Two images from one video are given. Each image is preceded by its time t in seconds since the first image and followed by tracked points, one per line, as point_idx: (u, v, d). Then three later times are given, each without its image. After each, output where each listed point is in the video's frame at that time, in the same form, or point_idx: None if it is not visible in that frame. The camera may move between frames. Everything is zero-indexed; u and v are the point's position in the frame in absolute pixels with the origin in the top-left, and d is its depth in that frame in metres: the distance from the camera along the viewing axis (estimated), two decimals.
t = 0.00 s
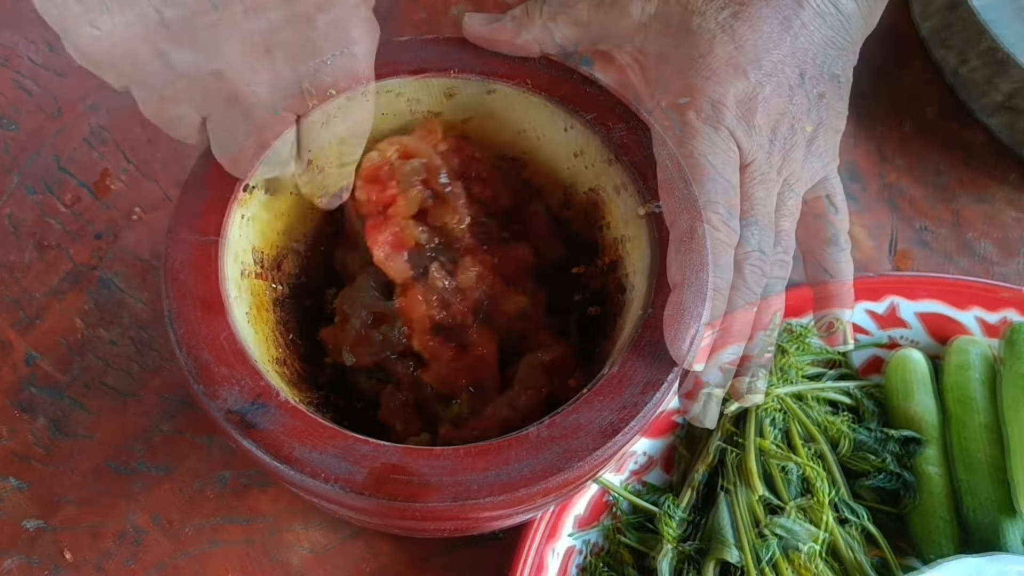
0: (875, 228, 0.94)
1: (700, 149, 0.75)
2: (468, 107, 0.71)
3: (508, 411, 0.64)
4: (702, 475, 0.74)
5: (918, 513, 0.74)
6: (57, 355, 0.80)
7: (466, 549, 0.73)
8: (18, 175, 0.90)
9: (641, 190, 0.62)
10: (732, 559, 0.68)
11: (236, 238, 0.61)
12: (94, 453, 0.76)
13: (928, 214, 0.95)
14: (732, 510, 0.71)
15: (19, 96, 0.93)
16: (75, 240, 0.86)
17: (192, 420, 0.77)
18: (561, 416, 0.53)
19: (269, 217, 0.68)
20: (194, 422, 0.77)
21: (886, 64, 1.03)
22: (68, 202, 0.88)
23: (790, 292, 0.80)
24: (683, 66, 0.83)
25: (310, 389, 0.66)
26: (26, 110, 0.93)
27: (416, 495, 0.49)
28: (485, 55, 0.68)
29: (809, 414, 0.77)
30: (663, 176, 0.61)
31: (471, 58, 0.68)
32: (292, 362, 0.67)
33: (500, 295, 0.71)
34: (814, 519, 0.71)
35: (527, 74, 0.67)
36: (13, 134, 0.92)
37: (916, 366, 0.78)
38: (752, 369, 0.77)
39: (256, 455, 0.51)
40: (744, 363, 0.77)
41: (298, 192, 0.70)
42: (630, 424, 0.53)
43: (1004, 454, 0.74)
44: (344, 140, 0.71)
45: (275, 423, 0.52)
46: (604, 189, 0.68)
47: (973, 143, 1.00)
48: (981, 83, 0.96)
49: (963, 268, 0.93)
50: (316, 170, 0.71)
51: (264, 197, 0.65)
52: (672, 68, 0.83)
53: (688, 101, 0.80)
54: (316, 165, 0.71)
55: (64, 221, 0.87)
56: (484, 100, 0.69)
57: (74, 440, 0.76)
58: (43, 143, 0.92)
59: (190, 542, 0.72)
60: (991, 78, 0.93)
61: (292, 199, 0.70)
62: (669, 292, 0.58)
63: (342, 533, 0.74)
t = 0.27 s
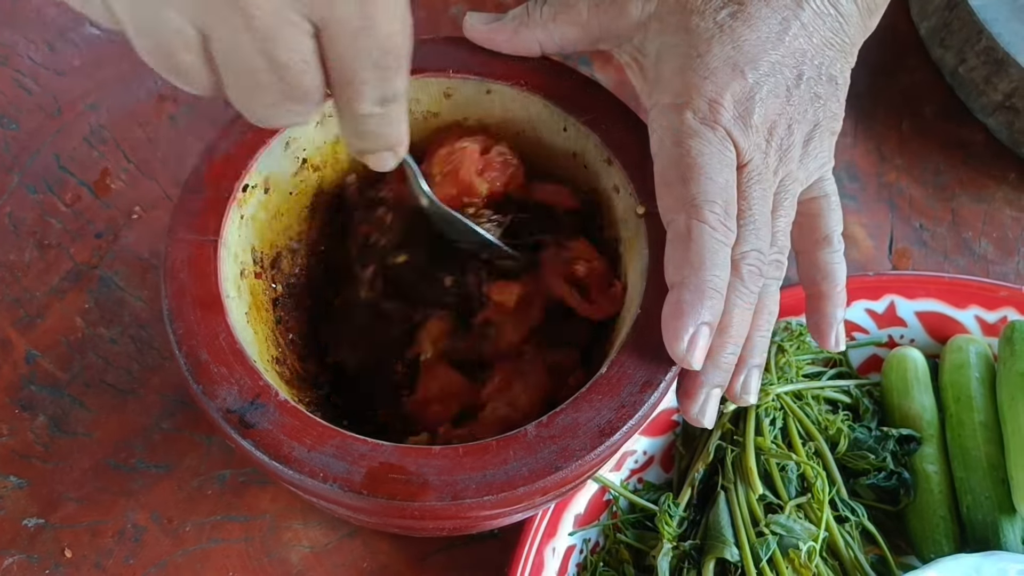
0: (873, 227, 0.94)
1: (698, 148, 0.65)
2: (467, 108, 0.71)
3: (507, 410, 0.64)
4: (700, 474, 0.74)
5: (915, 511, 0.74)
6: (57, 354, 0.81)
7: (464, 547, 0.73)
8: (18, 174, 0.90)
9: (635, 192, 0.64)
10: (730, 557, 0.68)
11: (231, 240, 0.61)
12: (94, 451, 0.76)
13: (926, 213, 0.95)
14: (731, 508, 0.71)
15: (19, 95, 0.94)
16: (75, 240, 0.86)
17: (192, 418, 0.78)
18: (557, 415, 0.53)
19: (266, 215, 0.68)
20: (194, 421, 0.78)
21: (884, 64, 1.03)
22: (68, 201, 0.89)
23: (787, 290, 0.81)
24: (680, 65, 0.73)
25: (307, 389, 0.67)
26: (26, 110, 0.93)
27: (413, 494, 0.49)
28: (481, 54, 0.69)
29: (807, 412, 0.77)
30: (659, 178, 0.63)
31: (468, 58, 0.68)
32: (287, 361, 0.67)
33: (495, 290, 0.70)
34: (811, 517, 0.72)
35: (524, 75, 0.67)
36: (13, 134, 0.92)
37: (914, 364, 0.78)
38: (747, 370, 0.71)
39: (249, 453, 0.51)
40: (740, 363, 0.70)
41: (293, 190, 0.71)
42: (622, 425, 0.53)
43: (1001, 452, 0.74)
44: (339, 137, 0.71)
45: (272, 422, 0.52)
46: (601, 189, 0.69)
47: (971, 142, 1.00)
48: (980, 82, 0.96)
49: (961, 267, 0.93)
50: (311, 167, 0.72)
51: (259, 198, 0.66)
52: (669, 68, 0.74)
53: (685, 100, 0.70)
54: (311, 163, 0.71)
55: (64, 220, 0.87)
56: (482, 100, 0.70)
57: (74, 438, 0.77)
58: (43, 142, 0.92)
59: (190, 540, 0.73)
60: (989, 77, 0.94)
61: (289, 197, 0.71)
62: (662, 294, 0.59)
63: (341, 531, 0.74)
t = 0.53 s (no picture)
0: (874, 227, 0.94)
1: (703, 146, 0.65)
2: (468, 106, 0.71)
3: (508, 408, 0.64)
4: (701, 473, 0.73)
5: (916, 510, 0.74)
6: (58, 353, 0.80)
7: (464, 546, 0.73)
8: (18, 173, 0.90)
9: (637, 193, 0.63)
10: (732, 557, 0.68)
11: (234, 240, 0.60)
12: (94, 451, 0.76)
13: (926, 213, 0.95)
14: (732, 508, 0.71)
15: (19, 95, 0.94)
16: (75, 239, 0.86)
17: (192, 418, 0.78)
18: (560, 415, 0.53)
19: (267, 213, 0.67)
20: (194, 420, 0.78)
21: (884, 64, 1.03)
22: (68, 201, 0.89)
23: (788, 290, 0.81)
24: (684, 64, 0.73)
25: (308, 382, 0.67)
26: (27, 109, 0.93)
27: (417, 493, 0.49)
28: (485, 54, 0.68)
29: (808, 412, 0.77)
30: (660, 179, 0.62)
31: (470, 57, 0.68)
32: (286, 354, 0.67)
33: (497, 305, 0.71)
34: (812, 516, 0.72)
35: (527, 75, 0.67)
36: (13, 133, 0.92)
37: (915, 364, 0.78)
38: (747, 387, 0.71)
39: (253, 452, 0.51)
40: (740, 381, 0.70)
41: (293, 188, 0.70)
42: (629, 423, 0.53)
43: (1002, 452, 0.74)
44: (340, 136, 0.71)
45: (275, 420, 0.52)
46: (602, 189, 0.68)
47: (972, 142, 1.00)
48: (980, 82, 0.96)
49: (961, 266, 0.93)
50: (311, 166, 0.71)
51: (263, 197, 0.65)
52: (673, 67, 0.74)
53: (689, 98, 0.70)
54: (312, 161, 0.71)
55: (64, 220, 0.87)
56: (483, 99, 0.69)
57: (74, 437, 0.77)
58: (43, 142, 0.92)
59: (190, 539, 0.73)
60: (989, 76, 0.94)
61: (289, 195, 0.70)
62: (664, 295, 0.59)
63: (341, 530, 0.74)
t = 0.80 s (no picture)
0: (874, 227, 0.94)
1: (703, 148, 0.64)
2: (470, 107, 0.70)
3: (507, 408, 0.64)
4: (701, 473, 0.73)
5: (916, 510, 0.74)
6: (58, 353, 0.80)
7: (464, 546, 0.73)
8: (18, 173, 0.90)
9: (638, 194, 0.63)
10: (732, 557, 0.68)
11: (234, 238, 0.60)
12: (94, 451, 0.76)
13: (927, 213, 0.95)
14: (732, 508, 0.71)
15: (19, 95, 0.94)
16: (75, 239, 0.86)
17: (192, 418, 0.78)
18: (559, 415, 0.53)
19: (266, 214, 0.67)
20: (194, 420, 0.78)
21: (885, 64, 1.03)
22: (68, 201, 0.88)
23: (787, 290, 0.82)
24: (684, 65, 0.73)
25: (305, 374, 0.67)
26: (26, 109, 0.93)
27: (415, 494, 0.49)
28: (486, 54, 0.68)
29: (809, 413, 0.77)
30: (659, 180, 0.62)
31: (471, 57, 0.67)
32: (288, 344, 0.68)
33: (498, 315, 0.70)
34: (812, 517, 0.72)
35: (528, 76, 0.67)
36: (13, 133, 0.92)
37: (916, 364, 0.78)
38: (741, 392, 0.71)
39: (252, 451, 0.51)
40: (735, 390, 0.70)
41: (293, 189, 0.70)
42: (626, 425, 0.53)
43: (1002, 452, 0.74)
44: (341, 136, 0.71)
45: (273, 420, 0.52)
46: (602, 190, 0.68)
47: (972, 142, 1.00)
48: (981, 82, 0.96)
49: (962, 266, 0.93)
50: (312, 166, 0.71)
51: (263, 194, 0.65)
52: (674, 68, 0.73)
53: (690, 100, 0.69)
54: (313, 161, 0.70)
55: (64, 220, 0.87)
56: (485, 100, 0.69)
57: (74, 438, 0.77)
58: (43, 142, 0.92)
59: (190, 540, 0.72)
60: (990, 77, 0.94)
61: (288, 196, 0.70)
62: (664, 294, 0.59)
63: (341, 530, 0.74)
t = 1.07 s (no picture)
0: (873, 228, 0.94)
1: (696, 152, 0.65)
2: (464, 108, 0.71)
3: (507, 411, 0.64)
4: (700, 475, 0.73)
5: (914, 512, 0.74)
6: (57, 355, 0.80)
7: (463, 547, 0.74)
8: (17, 175, 0.90)
9: (632, 198, 0.63)
10: (730, 559, 0.68)
11: (228, 239, 0.61)
12: (93, 453, 0.76)
13: (926, 214, 0.95)
14: (730, 510, 0.71)
15: (19, 96, 0.94)
16: (74, 241, 0.86)
17: (191, 419, 0.78)
18: (552, 418, 0.53)
19: (263, 215, 0.68)
20: (193, 422, 0.78)
21: (884, 65, 1.03)
22: (67, 202, 0.88)
23: (785, 291, 0.82)
24: (678, 67, 0.73)
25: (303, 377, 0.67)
26: (25, 110, 0.93)
27: (407, 497, 0.49)
28: (482, 56, 0.68)
29: (808, 414, 0.77)
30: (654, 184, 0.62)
31: (467, 59, 0.67)
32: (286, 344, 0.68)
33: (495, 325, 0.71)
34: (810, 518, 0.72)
35: (522, 78, 0.66)
36: (13, 134, 0.92)
37: (913, 366, 0.78)
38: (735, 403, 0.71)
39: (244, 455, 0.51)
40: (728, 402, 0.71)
41: (292, 191, 0.70)
42: (619, 428, 0.53)
43: (1001, 453, 0.74)
44: (339, 138, 0.71)
45: (266, 423, 0.52)
46: (599, 192, 0.68)
47: (971, 143, 1.00)
48: (980, 83, 0.96)
49: (961, 268, 0.93)
50: (310, 168, 0.71)
51: (256, 198, 0.65)
52: (669, 71, 0.74)
53: (685, 102, 0.70)
54: (310, 163, 0.70)
55: (63, 221, 0.87)
56: (481, 101, 0.69)
57: (73, 439, 0.77)
58: (42, 143, 0.92)
59: (189, 541, 0.73)
60: (989, 78, 0.94)
61: (286, 197, 0.70)
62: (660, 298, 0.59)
63: (340, 532, 0.74)
